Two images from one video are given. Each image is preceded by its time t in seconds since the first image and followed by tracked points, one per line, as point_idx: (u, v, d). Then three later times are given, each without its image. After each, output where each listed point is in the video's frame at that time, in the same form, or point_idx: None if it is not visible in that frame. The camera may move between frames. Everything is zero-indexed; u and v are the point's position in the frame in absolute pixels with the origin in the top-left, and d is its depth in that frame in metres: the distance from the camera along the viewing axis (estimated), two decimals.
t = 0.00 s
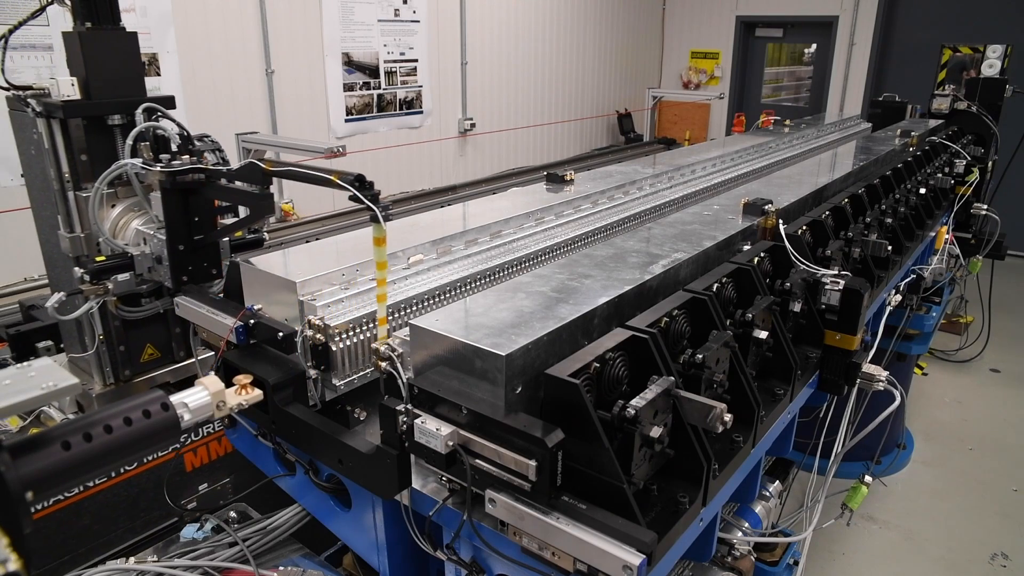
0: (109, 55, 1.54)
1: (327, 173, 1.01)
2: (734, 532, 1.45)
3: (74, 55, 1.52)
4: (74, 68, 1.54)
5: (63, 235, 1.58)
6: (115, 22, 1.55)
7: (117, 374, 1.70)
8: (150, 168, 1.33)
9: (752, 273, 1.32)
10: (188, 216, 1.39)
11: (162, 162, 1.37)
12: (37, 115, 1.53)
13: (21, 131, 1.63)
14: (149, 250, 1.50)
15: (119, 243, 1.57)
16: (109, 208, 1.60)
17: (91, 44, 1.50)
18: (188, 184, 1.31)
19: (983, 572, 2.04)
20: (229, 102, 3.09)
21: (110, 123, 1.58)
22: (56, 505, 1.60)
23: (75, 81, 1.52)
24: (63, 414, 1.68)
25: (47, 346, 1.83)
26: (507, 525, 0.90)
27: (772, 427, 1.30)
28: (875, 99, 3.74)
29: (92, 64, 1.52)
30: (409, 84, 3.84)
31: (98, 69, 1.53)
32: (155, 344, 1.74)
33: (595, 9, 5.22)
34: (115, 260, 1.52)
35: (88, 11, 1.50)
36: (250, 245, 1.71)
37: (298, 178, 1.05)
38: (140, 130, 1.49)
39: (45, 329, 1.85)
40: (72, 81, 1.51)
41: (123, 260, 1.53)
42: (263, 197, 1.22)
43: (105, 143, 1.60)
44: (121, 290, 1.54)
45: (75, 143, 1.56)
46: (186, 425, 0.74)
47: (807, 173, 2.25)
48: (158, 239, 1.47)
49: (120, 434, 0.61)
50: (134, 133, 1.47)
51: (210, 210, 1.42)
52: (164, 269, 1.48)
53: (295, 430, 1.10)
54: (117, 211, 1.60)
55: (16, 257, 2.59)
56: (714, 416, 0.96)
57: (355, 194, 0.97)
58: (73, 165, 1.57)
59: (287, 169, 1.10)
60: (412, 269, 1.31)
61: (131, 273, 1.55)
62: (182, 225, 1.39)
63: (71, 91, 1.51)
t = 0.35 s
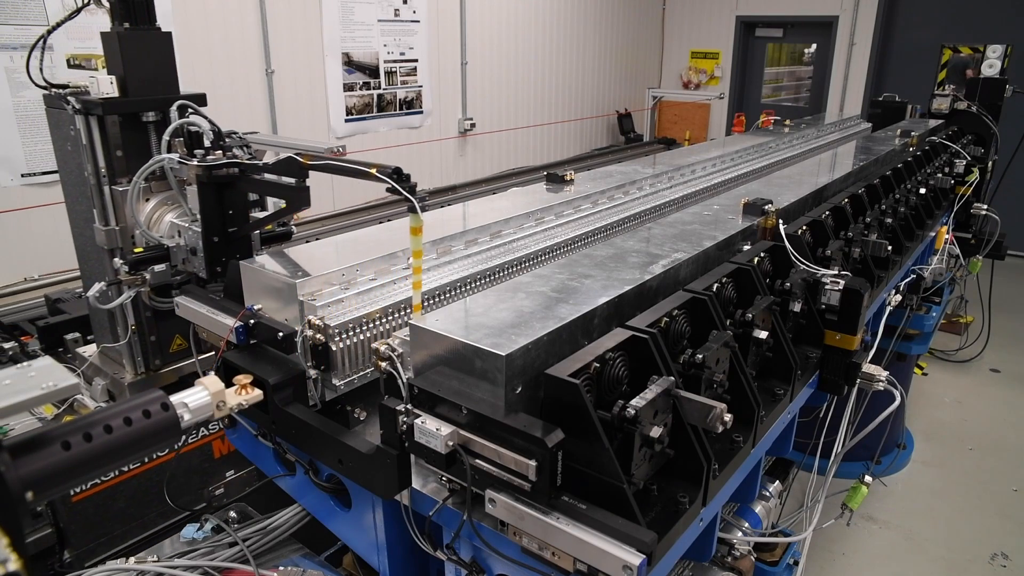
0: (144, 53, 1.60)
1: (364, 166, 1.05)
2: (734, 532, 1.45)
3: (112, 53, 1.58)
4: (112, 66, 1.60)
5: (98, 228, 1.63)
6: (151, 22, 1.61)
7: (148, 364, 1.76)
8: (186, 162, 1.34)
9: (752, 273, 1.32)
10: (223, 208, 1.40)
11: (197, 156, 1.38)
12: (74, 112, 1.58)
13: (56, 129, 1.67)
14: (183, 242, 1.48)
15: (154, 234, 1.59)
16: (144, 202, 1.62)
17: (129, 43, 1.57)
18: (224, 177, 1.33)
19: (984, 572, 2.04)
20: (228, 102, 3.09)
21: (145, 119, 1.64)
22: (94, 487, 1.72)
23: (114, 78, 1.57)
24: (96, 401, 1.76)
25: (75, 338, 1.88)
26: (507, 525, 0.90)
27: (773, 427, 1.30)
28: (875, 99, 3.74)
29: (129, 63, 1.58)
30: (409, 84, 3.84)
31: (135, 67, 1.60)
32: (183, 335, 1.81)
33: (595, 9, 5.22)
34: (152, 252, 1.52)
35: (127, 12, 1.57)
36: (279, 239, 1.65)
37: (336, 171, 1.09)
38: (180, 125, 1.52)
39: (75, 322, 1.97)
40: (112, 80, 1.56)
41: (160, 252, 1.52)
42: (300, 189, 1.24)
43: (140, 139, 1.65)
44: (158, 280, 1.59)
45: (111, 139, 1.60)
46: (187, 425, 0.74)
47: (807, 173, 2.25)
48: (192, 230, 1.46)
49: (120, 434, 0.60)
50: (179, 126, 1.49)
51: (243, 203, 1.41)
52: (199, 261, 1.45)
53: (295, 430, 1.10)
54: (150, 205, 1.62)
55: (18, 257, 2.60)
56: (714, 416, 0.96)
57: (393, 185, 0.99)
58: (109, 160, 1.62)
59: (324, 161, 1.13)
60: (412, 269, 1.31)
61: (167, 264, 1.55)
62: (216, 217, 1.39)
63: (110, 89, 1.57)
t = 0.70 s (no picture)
0: (179, 53, 1.62)
1: (399, 160, 1.14)
2: (734, 532, 1.45)
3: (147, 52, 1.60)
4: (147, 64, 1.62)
5: (132, 222, 1.65)
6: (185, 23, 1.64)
7: (176, 353, 1.78)
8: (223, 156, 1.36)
9: (752, 273, 1.32)
10: (257, 201, 1.40)
11: (231, 151, 1.41)
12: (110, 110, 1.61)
13: (90, 126, 1.69)
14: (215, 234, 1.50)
15: (187, 228, 1.59)
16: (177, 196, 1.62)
17: (164, 42, 1.58)
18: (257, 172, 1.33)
19: (984, 572, 2.04)
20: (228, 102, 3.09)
21: (178, 117, 1.68)
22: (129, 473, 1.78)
23: (150, 77, 1.60)
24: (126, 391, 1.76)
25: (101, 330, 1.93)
26: (507, 525, 0.90)
27: (772, 427, 1.30)
28: (875, 99, 3.74)
29: (163, 61, 1.60)
30: (409, 84, 3.84)
31: (170, 66, 1.62)
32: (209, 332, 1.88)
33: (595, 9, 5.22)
34: (187, 244, 1.60)
35: (162, 12, 1.59)
36: (307, 232, 1.74)
37: (370, 164, 1.18)
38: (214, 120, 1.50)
39: (101, 316, 2.02)
40: (147, 78, 1.60)
41: (195, 244, 1.61)
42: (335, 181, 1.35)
43: (173, 136, 1.69)
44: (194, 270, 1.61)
45: (145, 137, 1.63)
46: (187, 425, 0.74)
47: (808, 173, 2.25)
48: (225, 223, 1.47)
49: (121, 434, 0.60)
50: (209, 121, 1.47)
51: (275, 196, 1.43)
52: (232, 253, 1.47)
53: (295, 430, 1.10)
54: (182, 200, 1.62)
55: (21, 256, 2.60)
56: (714, 416, 0.96)
57: (429, 178, 1.08)
58: (142, 156, 1.65)
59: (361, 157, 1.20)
60: (412, 269, 1.31)
61: (201, 255, 1.62)
62: (249, 209, 1.39)
63: (146, 87, 1.60)
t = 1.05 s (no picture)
0: (210, 52, 1.66)
1: (431, 154, 1.17)
2: (734, 532, 1.45)
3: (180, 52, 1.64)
4: (179, 63, 1.66)
5: (162, 215, 1.71)
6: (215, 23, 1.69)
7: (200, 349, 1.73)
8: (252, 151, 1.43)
9: (753, 273, 1.32)
10: (286, 196, 1.49)
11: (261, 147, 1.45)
12: (142, 107, 1.64)
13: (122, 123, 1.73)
14: (245, 227, 1.60)
15: (218, 221, 1.68)
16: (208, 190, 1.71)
17: (198, 40, 1.63)
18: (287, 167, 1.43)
19: (984, 572, 2.04)
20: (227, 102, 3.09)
21: (207, 114, 1.72)
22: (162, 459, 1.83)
23: (183, 75, 1.65)
24: (156, 381, 1.74)
25: (127, 323, 1.95)
26: (507, 525, 0.90)
27: (773, 427, 1.30)
28: (875, 99, 3.74)
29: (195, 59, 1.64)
30: (409, 84, 3.84)
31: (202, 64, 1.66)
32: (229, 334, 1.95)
33: (595, 9, 5.22)
34: (219, 237, 1.62)
35: (193, 13, 1.65)
36: (332, 226, 1.82)
37: (407, 158, 1.24)
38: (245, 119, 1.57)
39: (124, 308, 2.00)
40: (181, 76, 1.65)
41: (226, 237, 1.63)
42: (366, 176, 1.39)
43: (203, 132, 1.73)
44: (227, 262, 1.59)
45: (176, 132, 1.68)
46: (187, 425, 0.74)
47: (808, 173, 2.25)
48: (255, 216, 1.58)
49: (121, 435, 0.60)
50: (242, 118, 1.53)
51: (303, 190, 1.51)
52: (263, 244, 1.58)
53: (294, 430, 1.10)
54: (212, 194, 1.71)
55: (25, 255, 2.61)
56: (714, 416, 0.96)
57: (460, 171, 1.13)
58: (174, 152, 1.69)
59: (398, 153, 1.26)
60: (412, 269, 1.31)
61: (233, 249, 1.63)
62: (279, 202, 1.48)
63: (180, 85, 1.65)
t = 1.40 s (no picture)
0: (241, 51, 1.73)
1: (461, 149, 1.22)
2: (734, 532, 1.45)
3: (211, 52, 1.72)
4: (210, 63, 1.73)
5: (192, 210, 1.75)
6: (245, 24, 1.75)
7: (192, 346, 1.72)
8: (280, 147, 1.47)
9: (752, 273, 1.32)
10: (314, 189, 1.55)
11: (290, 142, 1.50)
12: (173, 104, 1.68)
13: (152, 120, 1.78)
14: (274, 221, 1.64)
15: (247, 215, 1.73)
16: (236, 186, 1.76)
17: (229, 40, 1.70)
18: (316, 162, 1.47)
19: (984, 572, 2.04)
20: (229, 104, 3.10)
21: (236, 111, 1.77)
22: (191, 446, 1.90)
23: (214, 74, 1.70)
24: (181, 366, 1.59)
25: (151, 316, 1.90)
26: (506, 525, 0.90)
27: (772, 427, 1.30)
28: (875, 99, 3.74)
29: (226, 58, 1.71)
30: (409, 84, 3.84)
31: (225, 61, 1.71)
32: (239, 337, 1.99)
33: (595, 8, 5.21)
34: (249, 229, 1.64)
35: (226, 15, 1.72)
36: (357, 220, 1.86)
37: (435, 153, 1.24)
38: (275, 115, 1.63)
39: (148, 302, 2.00)
40: (212, 74, 1.69)
41: (256, 229, 1.65)
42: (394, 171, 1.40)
43: (231, 128, 1.78)
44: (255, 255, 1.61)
45: (206, 129, 1.73)
46: (187, 425, 0.74)
47: (808, 173, 2.25)
48: (284, 210, 1.61)
49: (120, 435, 0.60)
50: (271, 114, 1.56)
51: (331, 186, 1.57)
52: (290, 238, 1.61)
53: (295, 430, 1.10)
54: (241, 188, 1.76)
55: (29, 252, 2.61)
56: (714, 416, 0.96)
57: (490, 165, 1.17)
58: (203, 148, 1.74)
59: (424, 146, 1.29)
60: (412, 269, 1.31)
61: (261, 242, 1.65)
62: (308, 196, 1.54)
63: (211, 83, 1.69)
